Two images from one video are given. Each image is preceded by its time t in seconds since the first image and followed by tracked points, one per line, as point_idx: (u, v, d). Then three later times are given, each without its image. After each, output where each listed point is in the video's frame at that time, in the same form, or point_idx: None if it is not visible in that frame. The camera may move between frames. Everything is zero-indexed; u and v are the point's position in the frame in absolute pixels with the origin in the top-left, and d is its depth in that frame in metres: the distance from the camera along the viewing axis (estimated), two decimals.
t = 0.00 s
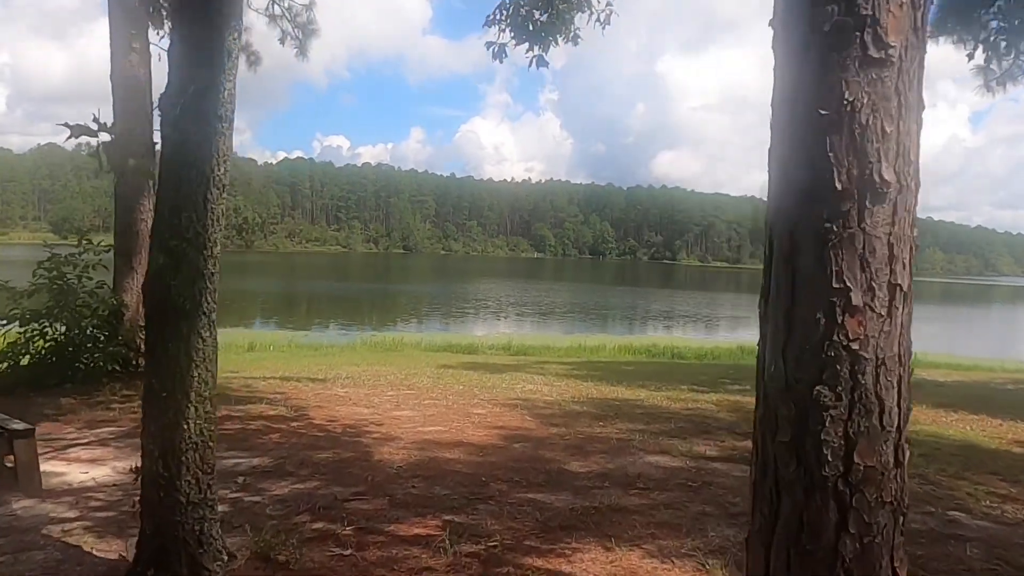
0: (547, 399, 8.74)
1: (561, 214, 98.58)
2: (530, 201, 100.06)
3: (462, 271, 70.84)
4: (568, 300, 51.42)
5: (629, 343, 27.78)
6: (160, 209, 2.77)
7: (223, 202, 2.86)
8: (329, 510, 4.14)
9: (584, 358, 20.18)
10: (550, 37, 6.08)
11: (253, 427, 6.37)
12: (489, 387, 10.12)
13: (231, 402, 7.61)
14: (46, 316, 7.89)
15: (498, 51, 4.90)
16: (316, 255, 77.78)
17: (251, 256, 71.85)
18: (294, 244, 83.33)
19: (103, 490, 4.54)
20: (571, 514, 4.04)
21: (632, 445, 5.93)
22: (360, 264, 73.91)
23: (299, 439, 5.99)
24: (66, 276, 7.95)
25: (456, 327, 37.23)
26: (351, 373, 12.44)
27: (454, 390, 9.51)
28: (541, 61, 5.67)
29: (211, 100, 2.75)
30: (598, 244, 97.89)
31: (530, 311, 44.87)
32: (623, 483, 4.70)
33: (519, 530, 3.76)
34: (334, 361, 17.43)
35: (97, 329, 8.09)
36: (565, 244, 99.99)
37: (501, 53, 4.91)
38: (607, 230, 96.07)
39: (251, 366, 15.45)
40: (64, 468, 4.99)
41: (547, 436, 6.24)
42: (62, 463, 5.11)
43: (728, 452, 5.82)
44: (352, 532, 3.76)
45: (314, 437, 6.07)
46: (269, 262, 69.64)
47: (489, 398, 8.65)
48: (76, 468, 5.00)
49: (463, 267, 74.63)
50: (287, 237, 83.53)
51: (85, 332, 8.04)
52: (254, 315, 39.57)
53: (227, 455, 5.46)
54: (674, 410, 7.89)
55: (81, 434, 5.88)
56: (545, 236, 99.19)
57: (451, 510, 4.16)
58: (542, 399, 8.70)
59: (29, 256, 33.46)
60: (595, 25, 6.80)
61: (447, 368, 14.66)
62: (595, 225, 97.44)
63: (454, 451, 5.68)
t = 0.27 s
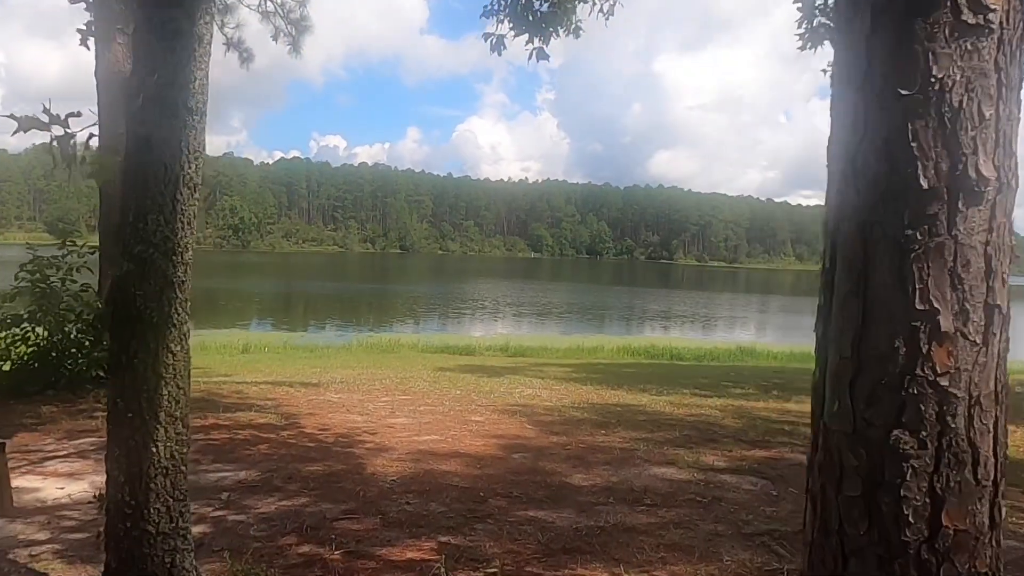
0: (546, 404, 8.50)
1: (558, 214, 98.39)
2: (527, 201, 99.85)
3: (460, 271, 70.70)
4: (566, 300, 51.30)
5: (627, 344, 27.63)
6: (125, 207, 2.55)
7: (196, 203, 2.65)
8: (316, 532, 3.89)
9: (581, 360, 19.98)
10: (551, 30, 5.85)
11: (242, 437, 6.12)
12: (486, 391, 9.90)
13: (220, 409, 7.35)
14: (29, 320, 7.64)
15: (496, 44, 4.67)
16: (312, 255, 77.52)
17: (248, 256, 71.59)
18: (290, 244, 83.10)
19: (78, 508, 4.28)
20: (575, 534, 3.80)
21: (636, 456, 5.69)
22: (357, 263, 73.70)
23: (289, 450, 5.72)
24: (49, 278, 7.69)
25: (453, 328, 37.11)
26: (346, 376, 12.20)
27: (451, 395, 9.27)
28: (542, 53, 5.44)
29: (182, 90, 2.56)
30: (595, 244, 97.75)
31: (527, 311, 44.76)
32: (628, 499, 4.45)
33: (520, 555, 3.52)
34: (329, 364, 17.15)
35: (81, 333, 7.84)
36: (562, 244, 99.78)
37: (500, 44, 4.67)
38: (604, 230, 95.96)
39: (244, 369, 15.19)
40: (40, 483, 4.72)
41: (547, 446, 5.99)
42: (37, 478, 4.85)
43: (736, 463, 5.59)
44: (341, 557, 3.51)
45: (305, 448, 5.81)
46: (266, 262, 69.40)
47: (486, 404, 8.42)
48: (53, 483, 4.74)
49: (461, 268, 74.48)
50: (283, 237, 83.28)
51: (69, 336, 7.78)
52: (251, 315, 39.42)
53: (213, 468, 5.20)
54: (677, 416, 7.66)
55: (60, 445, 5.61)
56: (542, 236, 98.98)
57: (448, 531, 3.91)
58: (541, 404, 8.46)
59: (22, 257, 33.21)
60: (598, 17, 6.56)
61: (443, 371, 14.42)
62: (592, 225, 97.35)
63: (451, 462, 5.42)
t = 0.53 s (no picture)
0: (546, 404, 8.22)
1: (553, 212, 98.03)
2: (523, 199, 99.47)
3: (455, 270, 70.41)
4: (561, 298, 50.90)
5: (625, 342, 27.26)
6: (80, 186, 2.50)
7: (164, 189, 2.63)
8: (303, 544, 3.63)
9: (579, 359, 19.64)
10: (554, 9, 5.59)
11: (229, 441, 5.84)
12: (484, 391, 9.62)
13: (206, 411, 7.06)
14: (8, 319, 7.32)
15: (498, 22, 4.42)
16: (307, 254, 77.11)
17: (242, 255, 71.13)
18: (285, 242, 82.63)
19: (48, 520, 3.98)
20: (581, 546, 3.56)
21: (642, 460, 5.41)
22: (351, 262, 73.24)
23: (277, 454, 5.44)
24: (30, 275, 7.38)
25: (448, 327, 36.65)
26: (340, 376, 11.89)
27: (447, 395, 9.00)
28: (546, 34, 5.18)
29: (145, 78, 2.54)
30: (590, 242, 97.51)
31: (522, 310, 44.35)
32: (635, 507, 4.21)
33: (523, 568, 3.29)
34: (321, 363, 16.80)
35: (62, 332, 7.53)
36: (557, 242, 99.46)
37: (501, 23, 4.42)
38: (600, 228, 95.65)
39: (236, 368, 14.87)
40: (11, 492, 4.43)
41: (549, 449, 5.72)
42: (8, 486, 4.55)
43: (747, 466, 5.32)
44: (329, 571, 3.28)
45: (295, 452, 5.52)
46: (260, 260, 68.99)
47: (484, 404, 8.14)
48: (25, 491, 4.44)
49: (456, 266, 74.10)
50: (278, 235, 82.78)
51: (51, 334, 7.49)
52: (244, 314, 38.99)
53: (196, 474, 4.92)
54: (682, 416, 7.39)
55: (36, 450, 5.32)
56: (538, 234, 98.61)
57: (445, 542, 3.66)
58: (541, 405, 8.18)
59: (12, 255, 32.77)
60: None
61: (438, 370, 14.15)
62: (588, 223, 97.06)
63: (449, 467, 5.15)
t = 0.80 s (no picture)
0: (543, 412, 7.93)
1: (547, 212, 97.95)
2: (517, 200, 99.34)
3: (448, 270, 70.24)
4: (555, 298, 50.80)
5: (620, 343, 27.04)
6: (15, 188, 2.55)
7: (106, 185, 2.70)
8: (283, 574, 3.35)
9: (574, 360, 19.47)
10: None
11: (210, 454, 5.53)
12: (479, 397, 9.31)
13: (188, 421, 6.74)
14: None
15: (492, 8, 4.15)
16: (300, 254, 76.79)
17: (235, 256, 70.84)
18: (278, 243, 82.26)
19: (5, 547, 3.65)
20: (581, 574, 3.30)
21: (646, 473, 5.12)
22: (344, 262, 72.96)
23: (261, 470, 5.13)
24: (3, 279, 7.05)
25: (442, 328, 36.42)
26: (329, 381, 11.56)
27: (440, 402, 8.69)
28: (545, 23, 4.91)
29: (80, 74, 2.58)
30: (584, 242, 97.37)
31: (516, 310, 44.14)
32: (641, 528, 3.94)
33: None
34: (312, 366, 16.47)
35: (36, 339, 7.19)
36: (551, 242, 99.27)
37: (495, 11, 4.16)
38: (594, 228, 95.50)
39: (224, 372, 14.52)
40: None
41: (547, 462, 5.44)
42: None
43: (756, 480, 5.03)
44: None
45: (280, 467, 5.21)
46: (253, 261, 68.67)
47: (478, 412, 7.85)
48: None
49: (449, 267, 73.94)
50: (271, 236, 82.37)
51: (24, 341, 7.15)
52: (237, 315, 38.72)
53: (171, 493, 4.60)
54: (684, 424, 7.11)
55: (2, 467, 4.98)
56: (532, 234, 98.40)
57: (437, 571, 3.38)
58: (537, 411, 7.89)
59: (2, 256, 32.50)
60: None
61: (431, 373, 13.85)
62: (582, 223, 96.91)
63: (442, 483, 4.85)
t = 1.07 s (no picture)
0: (538, 414, 7.65)
1: (541, 211, 97.72)
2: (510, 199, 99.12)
3: (442, 269, 69.95)
4: (549, 297, 50.45)
5: (615, 342, 26.73)
6: None
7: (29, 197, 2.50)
8: None
9: (569, 360, 19.14)
10: None
11: (186, 461, 5.24)
12: (470, 399, 9.04)
13: (166, 425, 6.44)
14: None
15: None
16: (293, 253, 76.38)
17: (227, 255, 70.33)
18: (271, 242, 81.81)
19: None
20: None
21: (647, 480, 4.84)
22: (337, 261, 72.55)
23: (239, 478, 4.83)
24: None
25: (436, 327, 36.04)
26: (317, 383, 11.25)
27: (432, 404, 8.42)
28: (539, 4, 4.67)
29: None
30: (578, 241, 97.18)
31: (509, 309, 43.75)
32: (645, 543, 3.66)
33: None
34: (301, 367, 16.14)
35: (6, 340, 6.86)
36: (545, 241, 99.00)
37: None
38: (588, 227, 95.22)
39: (211, 374, 14.21)
40: None
41: (543, 469, 5.17)
42: None
43: (765, 488, 4.75)
44: None
45: (260, 475, 4.91)
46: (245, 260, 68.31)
47: (471, 415, 7.57)
48: None
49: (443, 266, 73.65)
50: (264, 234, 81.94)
51: None
52: (229, 314, 38.34)
53: (140, 505, 4.27)
54: (683, 426, 6.85)
55: None
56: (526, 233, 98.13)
57: None
58: (532, 414, 7.62)
59: None
60: None
61: (422, 373, 13.57)
62: (575, 222, 96.63)
63: (432, 492, 4.57)
